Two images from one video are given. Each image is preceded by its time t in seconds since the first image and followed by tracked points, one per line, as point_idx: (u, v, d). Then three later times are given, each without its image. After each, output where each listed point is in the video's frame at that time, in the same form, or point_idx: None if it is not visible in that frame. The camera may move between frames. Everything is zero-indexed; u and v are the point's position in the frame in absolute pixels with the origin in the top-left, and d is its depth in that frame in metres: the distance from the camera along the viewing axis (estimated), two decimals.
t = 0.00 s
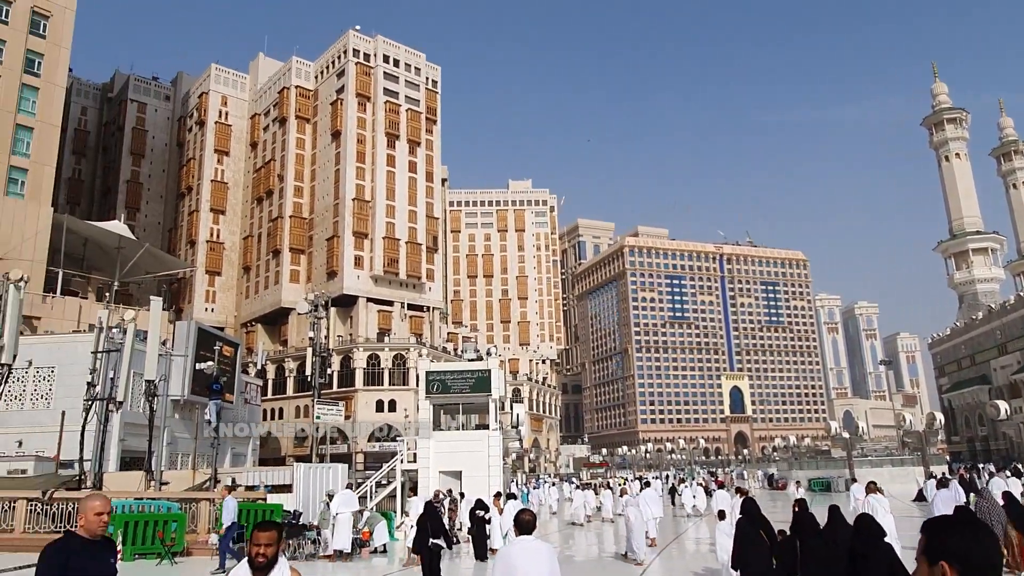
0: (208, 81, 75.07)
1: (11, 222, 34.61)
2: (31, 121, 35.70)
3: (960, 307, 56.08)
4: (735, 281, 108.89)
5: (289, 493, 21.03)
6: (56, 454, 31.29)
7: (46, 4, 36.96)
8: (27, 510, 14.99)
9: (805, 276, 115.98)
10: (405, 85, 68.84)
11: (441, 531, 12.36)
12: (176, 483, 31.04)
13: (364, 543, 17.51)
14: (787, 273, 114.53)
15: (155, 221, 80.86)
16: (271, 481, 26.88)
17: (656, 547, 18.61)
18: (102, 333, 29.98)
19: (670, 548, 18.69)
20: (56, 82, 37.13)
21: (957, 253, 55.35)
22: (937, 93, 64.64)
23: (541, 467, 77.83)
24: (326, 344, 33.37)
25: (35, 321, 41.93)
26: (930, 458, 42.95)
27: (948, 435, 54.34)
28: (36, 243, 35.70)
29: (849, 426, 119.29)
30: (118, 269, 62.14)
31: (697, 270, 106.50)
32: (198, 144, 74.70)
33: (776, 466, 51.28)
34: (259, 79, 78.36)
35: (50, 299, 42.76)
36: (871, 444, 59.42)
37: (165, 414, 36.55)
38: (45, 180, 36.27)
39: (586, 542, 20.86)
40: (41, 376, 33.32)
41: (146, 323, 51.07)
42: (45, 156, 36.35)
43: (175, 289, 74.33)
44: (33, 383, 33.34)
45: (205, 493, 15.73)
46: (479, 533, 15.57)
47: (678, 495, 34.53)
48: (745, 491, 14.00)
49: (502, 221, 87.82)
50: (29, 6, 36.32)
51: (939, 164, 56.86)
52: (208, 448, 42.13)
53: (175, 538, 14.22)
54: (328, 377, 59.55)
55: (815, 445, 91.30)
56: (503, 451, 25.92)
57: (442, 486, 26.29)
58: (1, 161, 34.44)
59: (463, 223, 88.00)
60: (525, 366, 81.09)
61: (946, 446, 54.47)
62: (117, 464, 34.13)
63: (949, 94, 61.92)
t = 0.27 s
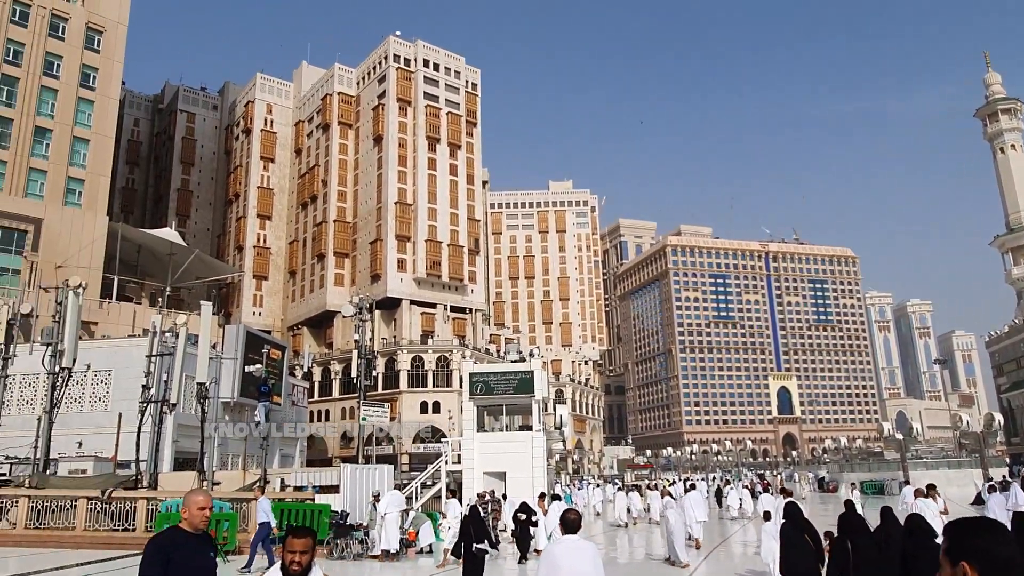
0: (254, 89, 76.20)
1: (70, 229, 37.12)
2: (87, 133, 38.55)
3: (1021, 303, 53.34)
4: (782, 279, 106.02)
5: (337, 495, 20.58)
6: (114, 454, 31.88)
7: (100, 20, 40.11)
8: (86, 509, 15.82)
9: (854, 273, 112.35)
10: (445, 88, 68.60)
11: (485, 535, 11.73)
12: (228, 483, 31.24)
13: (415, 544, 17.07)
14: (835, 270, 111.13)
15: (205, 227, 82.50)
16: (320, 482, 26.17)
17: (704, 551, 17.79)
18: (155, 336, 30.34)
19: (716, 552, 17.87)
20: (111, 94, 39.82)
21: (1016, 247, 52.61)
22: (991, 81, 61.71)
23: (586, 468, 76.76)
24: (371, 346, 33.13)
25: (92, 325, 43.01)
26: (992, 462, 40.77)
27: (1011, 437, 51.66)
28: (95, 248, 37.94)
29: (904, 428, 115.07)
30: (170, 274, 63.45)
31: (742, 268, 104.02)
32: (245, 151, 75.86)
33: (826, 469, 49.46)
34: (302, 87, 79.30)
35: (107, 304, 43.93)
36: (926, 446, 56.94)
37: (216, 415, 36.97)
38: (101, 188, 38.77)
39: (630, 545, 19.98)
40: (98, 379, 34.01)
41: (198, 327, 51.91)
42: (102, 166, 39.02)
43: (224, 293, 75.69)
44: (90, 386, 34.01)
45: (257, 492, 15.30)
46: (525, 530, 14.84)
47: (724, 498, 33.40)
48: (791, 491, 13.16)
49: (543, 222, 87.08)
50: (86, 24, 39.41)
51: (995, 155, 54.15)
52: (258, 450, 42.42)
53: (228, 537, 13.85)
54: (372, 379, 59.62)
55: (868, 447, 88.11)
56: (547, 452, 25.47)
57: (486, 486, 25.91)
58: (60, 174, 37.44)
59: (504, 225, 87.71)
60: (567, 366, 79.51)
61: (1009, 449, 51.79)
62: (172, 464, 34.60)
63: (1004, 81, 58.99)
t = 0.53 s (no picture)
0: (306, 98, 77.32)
1: (134, 233, 40.90)
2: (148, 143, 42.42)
3: None
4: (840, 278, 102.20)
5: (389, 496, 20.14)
6: (176, 455, 32.45)
7: (160, 36, 44.13)
8: (152, 507, 16.75)
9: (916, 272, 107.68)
10: (492, 92, 68.17)
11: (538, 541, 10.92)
12: (284, 483, 31.31)
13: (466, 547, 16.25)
14: (896, 269, 106.69)
15: (260, 233, 84.11)
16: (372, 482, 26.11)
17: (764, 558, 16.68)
18: (214, 340, 30.65)
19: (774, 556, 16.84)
20: (170, 107, 43.75)
21: None
22: None
23: (637, 472, 75.09)
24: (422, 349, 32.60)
25: (154, 329, 44.06)
26: None
27: None
28: (155, 251, 41.64)
29: (971, 431, 109.69)
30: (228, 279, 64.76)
31: (798, 268, 100.63)
32: (298, 158, 76.98)
33: (886, 474, 47.11)
34: (352, 94, 80.11)
35: (168, 309, 44.86)
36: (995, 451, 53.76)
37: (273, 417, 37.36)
38: (163, 195, 42.49)
39: (683, 550, 18.90)
40: (160, 382, 34.58)
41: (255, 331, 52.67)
42: (161, 174, 42.74)
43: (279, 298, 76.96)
44: (152, 388, 34.63)
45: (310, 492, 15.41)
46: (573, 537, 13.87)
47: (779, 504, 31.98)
48: (846, 497, 12.10)
49: (591, 224, 85.55)
50: (146, 41, 43.38)
51: None
52: (313, 452, 42.62)
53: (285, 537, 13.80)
54: (424, 381, 59.24)
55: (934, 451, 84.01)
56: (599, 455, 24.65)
57: (537, 489, 25.01)
58: (125, 182, 41.19)
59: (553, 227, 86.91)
60: (618, 369, 77.94)
61: None
62: (230, 464, 35.05)
63: None
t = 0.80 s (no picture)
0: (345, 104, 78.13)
1: (182, 241, 41.75)
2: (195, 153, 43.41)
3: None
4: (889, 274, 98.83)
5: (433, 497, 19.80)
6: (225, 456, 32.87)
7: (204, 47, 45.05)
8: (203, 507, 16.93)
9: (969, 265, 103.60)
10: (529, 92, 67.86)
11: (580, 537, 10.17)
12: (329, 484, 31.36)
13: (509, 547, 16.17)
14: (948, 263, 102.77)
15: (302, 238, 85.22)
16: (416, 484, 26.02)
17: (810, 559, 16.01)
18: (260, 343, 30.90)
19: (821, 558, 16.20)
20: (215, 116, 44.83)
21: None
22: None
23: (680, 472, 73.75)
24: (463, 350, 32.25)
25: (203, 333, 44.79)
26: None
27: None
28: (203, 258, 42.42)
29: None
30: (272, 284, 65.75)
31: (845, 263, 97.52)
32: (338, 164, 77.95)
33: (943, 475, 45.07)
34: (391, 98, 80.45)
35: (216, 313, 45.58)
36: None
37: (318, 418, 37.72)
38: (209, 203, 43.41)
39: (726, 552, 18.18)
40: (208, 384, 35.03)
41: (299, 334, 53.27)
42: (208, 183, 43.68)
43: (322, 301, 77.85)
44: (201, 391, 35.05)
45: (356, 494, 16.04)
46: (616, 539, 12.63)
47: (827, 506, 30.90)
48: (896, 497, 11.27)
49: (630, 223, 84.61)
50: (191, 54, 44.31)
51: None
52: (358, 453, 42.90)
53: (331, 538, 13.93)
54: (465, 382, 59.08)
55: (993, 451, 80.47)
56: (641, 457, 24.10)
57: (580, 491, 24.56)
58: (173, 192, 42.18)
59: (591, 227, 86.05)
60: (659, 368, 78.04)
61: None
62: (277, 465, 35.23)
63: None
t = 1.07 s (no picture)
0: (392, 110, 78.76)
1: (236, 246, 45.24)
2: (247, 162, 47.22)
3: None
4: (951, 267, 94.79)
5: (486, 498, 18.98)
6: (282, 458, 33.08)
7: (255, 59, 48.96)
8: (263, 510, 17.31)
9: None
10: (573, 92, 66.86)
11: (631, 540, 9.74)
12: (383, 486, 31.04)
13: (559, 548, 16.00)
14: (1012, 256, 98.50)
15: (353, 243, 86.25)
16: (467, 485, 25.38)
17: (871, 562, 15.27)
18: (313, 347, 30.98)
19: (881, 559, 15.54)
20: (266, 127, 48.61)
21: None
22: None
23: (735, 474, 71.76)
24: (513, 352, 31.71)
25: (258, 338, 45.58)
26: None
27: None
28: (257, 263, 45.75)
29: None
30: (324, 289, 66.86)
31: (904, 257, 93.69)
32: (387, 169, 78.58)
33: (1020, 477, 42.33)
34: (436, 102, 80.45)
35: (270, 318, 46.32)
36: None
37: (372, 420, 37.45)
38: (261, 210, 46.94)
39: (781, 555, 17.48)
40: (265, 387, 35.37)
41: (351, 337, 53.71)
42: (259, 191, 47.38)
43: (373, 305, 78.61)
44: (257, 394, 35.43)
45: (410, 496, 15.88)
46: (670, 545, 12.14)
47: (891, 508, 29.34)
48: (960, 498, 10.17)
49: (679, 221, 82.11)
50: (243, 67, 48.23)
51: None
52: (411, 455, 43.17)
53: (386, 537, 14.19)
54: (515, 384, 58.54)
55: None
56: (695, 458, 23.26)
57: (632, 492, 23.64)
58: (227, 201, 45.90)
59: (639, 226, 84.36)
60: (711, 368, 76.30)
61: None
62: (333, 467, 35.36)
63: None
